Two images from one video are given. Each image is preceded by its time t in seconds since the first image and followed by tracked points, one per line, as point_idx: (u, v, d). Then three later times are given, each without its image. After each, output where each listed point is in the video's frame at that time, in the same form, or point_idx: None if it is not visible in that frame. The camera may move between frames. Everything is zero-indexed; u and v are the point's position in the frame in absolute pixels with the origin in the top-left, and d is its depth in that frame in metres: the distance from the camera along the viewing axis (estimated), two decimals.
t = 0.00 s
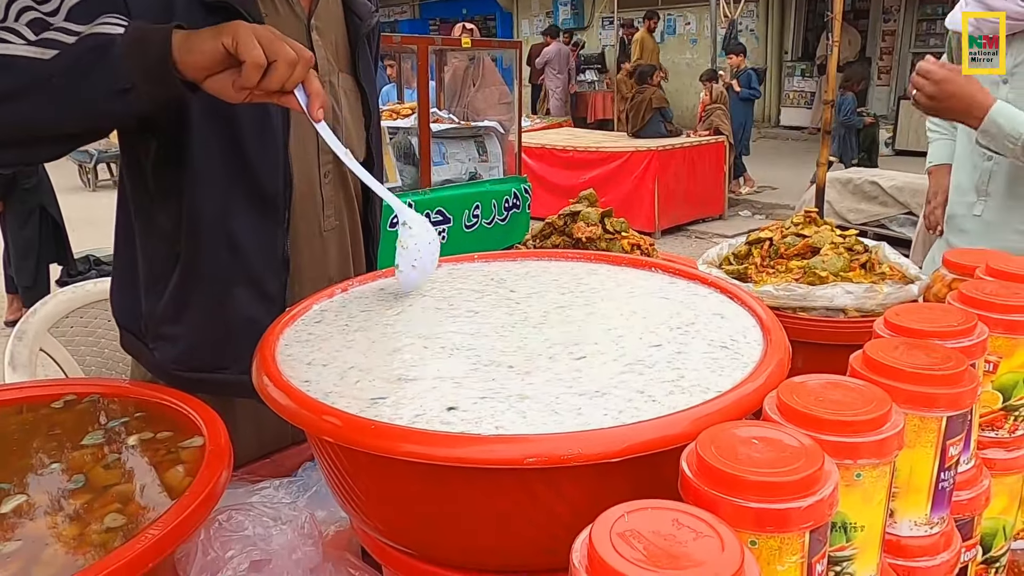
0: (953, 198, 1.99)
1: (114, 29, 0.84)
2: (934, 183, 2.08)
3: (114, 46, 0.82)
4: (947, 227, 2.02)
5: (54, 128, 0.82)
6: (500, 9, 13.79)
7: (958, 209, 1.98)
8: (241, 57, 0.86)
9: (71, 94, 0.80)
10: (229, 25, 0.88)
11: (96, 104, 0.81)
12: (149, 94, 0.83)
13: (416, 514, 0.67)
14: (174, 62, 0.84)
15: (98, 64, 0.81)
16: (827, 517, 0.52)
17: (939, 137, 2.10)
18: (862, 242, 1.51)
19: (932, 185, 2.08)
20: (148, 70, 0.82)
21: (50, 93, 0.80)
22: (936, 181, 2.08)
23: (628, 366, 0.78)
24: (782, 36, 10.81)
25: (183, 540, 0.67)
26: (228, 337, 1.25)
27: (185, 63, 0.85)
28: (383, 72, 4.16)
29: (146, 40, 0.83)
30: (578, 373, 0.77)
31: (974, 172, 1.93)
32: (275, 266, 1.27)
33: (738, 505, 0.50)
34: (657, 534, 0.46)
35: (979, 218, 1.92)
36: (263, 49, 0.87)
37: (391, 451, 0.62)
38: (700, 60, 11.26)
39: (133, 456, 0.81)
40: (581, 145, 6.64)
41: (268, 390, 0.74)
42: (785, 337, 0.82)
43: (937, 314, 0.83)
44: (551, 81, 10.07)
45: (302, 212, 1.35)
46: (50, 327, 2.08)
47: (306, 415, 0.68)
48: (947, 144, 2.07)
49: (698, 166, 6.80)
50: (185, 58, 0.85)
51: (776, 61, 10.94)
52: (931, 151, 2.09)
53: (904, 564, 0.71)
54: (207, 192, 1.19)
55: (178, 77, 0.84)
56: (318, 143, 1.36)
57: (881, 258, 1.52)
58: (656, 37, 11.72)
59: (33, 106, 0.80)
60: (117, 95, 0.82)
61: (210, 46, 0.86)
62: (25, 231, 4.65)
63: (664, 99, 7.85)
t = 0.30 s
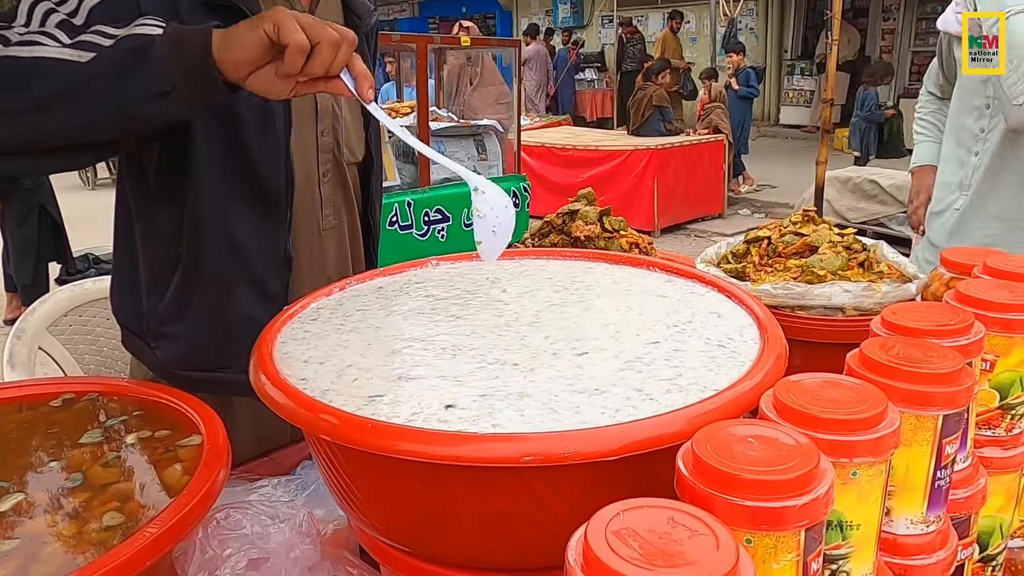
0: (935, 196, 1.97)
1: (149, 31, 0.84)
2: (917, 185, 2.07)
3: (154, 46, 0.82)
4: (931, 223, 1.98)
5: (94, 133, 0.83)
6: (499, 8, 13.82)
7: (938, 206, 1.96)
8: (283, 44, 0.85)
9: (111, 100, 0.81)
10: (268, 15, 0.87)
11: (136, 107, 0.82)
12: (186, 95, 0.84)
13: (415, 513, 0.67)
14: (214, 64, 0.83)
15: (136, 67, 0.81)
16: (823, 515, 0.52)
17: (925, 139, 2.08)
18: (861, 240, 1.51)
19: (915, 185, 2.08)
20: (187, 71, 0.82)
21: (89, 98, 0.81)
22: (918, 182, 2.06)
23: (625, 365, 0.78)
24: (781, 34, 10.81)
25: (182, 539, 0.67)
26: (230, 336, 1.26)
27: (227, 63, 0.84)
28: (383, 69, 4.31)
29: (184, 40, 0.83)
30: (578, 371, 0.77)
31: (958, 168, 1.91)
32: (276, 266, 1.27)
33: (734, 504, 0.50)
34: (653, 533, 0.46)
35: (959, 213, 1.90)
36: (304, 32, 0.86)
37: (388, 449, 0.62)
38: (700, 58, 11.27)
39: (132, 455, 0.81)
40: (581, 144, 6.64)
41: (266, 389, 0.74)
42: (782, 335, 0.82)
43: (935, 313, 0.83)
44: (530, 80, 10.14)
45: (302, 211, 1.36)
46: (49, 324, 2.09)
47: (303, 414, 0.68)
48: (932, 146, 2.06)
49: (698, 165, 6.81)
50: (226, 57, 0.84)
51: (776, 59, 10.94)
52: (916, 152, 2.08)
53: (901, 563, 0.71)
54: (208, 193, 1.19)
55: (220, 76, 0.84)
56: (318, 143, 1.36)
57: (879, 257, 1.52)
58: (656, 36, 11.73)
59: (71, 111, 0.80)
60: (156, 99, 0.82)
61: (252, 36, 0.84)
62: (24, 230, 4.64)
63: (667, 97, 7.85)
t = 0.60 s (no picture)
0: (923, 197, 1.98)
1: (279, 74, 0.80)
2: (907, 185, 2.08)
3: (282, 93, 0.79)
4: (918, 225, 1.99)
5: (216, 175, 0.81)
6: (499, 7, 13.85)
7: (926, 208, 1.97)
8: (422, 95, 0.82)
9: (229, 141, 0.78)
10: (400, 62, 0.83)
11: (256, 153, 0.79)
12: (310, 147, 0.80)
13: (414, 514, 0.67)
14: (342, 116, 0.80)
15: (263, 112, 0.78)
16: (820, 515, 0.52)
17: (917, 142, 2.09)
18: (859, 240, 1.51)
19: (904, 185, 2.10)
20: (315, 122, 0.79)
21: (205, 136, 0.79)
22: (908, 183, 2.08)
23: (624, 365, 0.78)
24: (780, 34, 10.80)
25: (181, 537, 0.68)
26: (232, 337, 1.26)
27: (358, 117, 0.80)
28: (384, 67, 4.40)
29: (316, 88, 0.80)
30: (577, 370, 0.78)
31: (944, 169, 1.93)
32: (279, 266, 1.27)
33: (731, 504, 0.51)
34: (649, 533, 0.46)
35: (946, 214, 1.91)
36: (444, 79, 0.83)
37: (385, 449, 0.62)
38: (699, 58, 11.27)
39: (132, 454, 0.81)
40: (580, 143, 6.63)
41: (264, 389, 0.74)
42: (779, 335, 0.82)
43: (931, 313, 0.83)
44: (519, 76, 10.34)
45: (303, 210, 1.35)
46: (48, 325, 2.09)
47: (300, 414, 0.68)
48: (924, 148, 2.06)
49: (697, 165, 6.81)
50: (362, 110, 0.80)
51: (775, 58, 10.94)
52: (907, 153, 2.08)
53: (898, 562, 0.71)
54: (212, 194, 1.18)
55: (344, 128, 0.80)
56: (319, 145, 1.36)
57: (877, 257, 1.52)
58: (655, 35, 11.74)
59: (187, 144, 0.79)
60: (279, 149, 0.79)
61: (389, 88, 0.80)
62: (23, 229, 4.65)
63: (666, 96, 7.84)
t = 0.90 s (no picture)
0: (919, 201, 1.99)
1: (323, 132, 0.79)
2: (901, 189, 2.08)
3: (321, 154, 0.78)
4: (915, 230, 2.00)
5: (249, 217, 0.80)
6: (497, 8, 13.87)
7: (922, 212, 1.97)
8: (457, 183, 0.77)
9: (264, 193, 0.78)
10: (449, 142, 0.79)
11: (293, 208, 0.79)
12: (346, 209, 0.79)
13: (410, 518, 0.67)
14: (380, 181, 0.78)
15: (300, 168, 0.77)
16: (811, 520, 0.52)
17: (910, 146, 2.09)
18: (855, 243, 1.51)
19: (898, 188, 2.10)
20: (353, 183, 0.77)
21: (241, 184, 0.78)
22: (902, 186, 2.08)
23: (620, 369, 0.79)
24: (778, 35, 10.81)
25: (178, 540, 0.68)
26: (235, 340, 1.27)
27: (393, 187, 0.78)
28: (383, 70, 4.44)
29: (357, 150, 0.78)
30: (573, 374, 0.78)
31: (938, 174, 1.93)
32: (282, 271, 1.30)
33: (723, 509, 0.51)
34: (641, 537, 0.46)
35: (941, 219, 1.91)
36: (483, 170, 0.77)
37: (379, 453, 0.62)
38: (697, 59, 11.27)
39: (130, 456, 0.82)
40: (579, 145, 6.64)
41: (261, 394, 0.74)
42: (773, 340, 0.82)
43: (925, 317, 0.84)
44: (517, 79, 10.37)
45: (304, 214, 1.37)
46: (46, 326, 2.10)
47: (295, 418, 0.69)
48: (918, 151, 2.07)
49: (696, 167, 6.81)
50: (397, 181, 0.78)
51: (773, 60, 10.95)
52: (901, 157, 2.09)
53: (890, 566, 0.71)
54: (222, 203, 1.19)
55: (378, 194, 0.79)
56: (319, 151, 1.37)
57: (874, 259, 1.52)
58: (653, 37, 11.75)
59: (223, 188, 0.79)
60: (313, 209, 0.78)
61: (425, 168, 0.77)
62: (22, 230, 4.66)
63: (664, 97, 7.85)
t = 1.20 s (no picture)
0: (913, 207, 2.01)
1: (272, 134, 0.85)
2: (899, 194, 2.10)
3: (270, 155, 0.83)
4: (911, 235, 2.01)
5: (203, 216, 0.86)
6: (496, 11, 13.89)
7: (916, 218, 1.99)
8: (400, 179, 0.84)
9: (215, 193, 0.84)
10: (391, 141, 0.85)
11: (244, 206, 0.84)
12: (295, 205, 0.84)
13: (408, 519, 0.68)
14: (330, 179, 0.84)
15: (249, 170, 0.83)
16: (802, 520, 0.53)
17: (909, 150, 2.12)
18: (850, 246, 1.52)
19: (897, 193, 2.11)
20: (301, 182, 0.83)
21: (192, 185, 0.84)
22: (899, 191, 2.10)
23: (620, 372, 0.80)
24: (777, 38, 10.83)
25: (177, 542, 0.69)
26: (233, 344, 1.28)
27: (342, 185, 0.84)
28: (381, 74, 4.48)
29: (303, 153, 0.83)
30: (569, 378, 0.79)
31: (932, 179, 1.95)
32: (280, 275, 1.30)
33: (715, 509, 0.52)
34: (633, 537, 0.47)
35: (934, 224, 1.93)
36: (423, 169, 0.85)
37: (377, 455, 0.63)
38: (696, 61, 11.29)
39: (128, 458, 0.83)
40: (577, 147, 6.65)
41: (260, 396, 0.75)
42: (767, 342, 0.83)
43: (916, 321, 0.85)
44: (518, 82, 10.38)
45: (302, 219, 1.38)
46: (46, 328, 2.11)
47: (293, 420, 0.69)
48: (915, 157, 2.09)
49: (693, 169, 6.81)
50: (344, 178, 0.84)
51: (772, 62, 10.97)
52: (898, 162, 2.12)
53: (882, 566, 0.72)
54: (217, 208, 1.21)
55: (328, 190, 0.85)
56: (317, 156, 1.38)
57: (869, 262, 1.53)
58: (651, 39, 11.77)
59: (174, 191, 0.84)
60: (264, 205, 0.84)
61: (369, 166, 0.83)
62: (20, 231, 4.67)
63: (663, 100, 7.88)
